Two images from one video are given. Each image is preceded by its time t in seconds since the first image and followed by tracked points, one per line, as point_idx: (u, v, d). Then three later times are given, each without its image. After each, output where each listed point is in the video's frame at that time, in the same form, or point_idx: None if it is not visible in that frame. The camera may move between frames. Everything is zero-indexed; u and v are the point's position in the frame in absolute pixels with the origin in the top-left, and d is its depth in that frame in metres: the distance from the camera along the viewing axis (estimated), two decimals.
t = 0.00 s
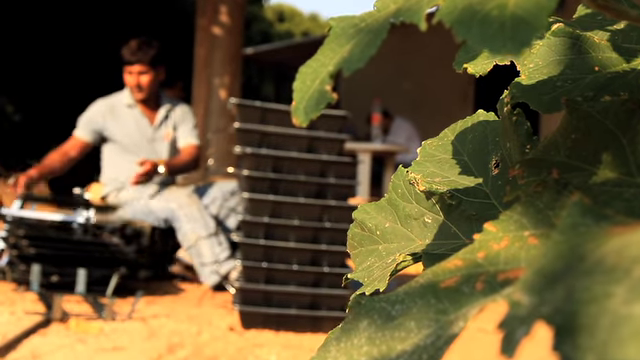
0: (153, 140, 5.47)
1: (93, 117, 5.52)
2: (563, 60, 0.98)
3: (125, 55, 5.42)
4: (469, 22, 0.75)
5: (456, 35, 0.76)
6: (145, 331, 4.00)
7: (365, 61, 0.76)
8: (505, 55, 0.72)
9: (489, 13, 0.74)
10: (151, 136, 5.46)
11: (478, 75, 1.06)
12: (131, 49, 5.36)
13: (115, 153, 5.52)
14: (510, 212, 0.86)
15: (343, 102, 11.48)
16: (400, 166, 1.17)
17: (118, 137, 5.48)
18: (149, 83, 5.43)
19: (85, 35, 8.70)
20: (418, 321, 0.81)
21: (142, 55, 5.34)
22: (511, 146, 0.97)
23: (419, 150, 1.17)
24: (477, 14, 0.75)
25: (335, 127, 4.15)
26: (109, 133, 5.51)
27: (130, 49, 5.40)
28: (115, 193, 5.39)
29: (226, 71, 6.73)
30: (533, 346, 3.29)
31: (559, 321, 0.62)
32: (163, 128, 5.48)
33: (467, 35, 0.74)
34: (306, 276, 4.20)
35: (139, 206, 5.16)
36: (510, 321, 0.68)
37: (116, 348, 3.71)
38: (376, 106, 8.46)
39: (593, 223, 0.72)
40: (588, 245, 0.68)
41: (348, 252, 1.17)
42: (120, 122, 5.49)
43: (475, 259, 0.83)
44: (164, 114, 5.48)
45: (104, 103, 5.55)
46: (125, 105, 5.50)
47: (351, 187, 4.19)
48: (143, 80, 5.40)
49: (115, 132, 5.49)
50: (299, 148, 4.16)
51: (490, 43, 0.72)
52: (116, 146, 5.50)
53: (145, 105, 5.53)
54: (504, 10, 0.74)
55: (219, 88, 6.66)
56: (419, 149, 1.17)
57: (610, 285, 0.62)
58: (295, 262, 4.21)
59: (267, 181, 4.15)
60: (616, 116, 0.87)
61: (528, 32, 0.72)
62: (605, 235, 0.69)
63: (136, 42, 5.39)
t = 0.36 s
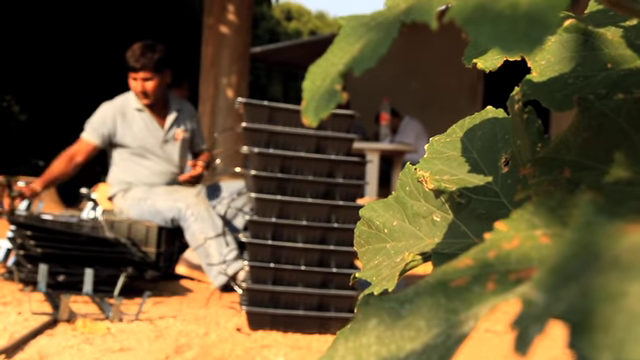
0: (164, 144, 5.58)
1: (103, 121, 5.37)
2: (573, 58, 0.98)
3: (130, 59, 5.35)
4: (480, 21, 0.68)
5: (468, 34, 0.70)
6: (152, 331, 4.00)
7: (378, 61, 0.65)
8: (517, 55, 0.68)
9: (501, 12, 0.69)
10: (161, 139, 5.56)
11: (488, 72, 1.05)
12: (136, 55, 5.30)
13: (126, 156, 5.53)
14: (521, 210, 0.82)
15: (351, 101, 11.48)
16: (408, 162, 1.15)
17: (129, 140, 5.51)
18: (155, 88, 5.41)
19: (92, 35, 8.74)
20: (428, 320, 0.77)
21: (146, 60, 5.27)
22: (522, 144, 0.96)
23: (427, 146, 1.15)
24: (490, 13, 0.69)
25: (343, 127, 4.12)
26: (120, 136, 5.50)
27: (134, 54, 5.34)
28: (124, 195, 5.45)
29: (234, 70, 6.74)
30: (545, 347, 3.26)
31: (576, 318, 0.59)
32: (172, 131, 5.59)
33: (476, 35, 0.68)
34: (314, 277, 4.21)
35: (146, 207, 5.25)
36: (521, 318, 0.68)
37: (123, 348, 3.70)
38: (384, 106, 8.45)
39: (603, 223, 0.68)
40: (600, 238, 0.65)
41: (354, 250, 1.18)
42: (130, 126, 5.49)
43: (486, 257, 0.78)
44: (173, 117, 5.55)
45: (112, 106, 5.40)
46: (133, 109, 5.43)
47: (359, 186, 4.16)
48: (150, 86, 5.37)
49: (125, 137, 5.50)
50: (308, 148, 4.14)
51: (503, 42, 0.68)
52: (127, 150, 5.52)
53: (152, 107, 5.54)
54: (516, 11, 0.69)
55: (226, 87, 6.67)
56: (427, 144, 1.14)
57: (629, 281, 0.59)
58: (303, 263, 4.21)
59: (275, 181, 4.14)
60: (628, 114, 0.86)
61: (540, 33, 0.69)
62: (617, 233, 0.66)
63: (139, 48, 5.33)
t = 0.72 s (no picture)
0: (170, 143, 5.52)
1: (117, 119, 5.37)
2: (583, 56, 0.96)
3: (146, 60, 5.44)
4: (490, 20, 0.69)
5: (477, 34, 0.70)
6: (159, 332, 4.01)
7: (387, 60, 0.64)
8: (526, 54, 0.66)
9: (510, 12, 0.68)
10: (168, 139, 5.49)
11: (495, 69, 1.05)
12: (155, 54, 5.39)
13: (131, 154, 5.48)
14: (529, 213, 0.78)
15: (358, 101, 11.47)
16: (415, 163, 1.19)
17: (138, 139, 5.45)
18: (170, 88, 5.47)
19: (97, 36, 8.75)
20: (438, 324, 0.75)
21: (167, 59, 5.39)
22: (531, 143, 0.95)
23: (435, 144, 1.15)
24: (498, 14, 0.69)
25: (351, 127, 4.13)
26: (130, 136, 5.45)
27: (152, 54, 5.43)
28: (131, 195, 5.46)
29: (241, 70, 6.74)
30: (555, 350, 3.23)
31: (586, 323, 0.62)
32: (178, 132, 5.53)
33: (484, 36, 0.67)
34: (321, 277, 4.20)
35: (153, 207, 5.30)
36: (529, 323, 0.65)
37: (130, 349, 3.70)
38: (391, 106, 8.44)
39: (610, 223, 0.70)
40: (606, 242, 0.67)
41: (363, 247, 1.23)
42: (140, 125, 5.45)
43: (495, 259, 0.75)
44: (180, 116, 5.52)
45: (122, 103, 5.43)
46: (143, 106, 5.45)
47: (367, 186, 4.16)
48: (166, 86, 5.44)
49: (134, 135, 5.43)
50: (315, 148, 4.13)
51: (510, 40, 0.67)
52: (133, 148, 5.47)
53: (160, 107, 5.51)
54: (525, 10, 0.68)
55: (233, 86, 6.66)
56: (434, 144, 1.14)
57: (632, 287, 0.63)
58: (310, 263, 4.20)
59: (282, 181, 4.14)
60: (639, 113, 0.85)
61: (550, 29, 0.66)
62: (622, 233, 0.68)
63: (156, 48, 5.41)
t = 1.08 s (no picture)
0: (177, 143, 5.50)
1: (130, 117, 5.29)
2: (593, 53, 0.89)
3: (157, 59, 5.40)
4: (497, 19, 0.66)
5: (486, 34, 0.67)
6: (164, 332, 4.01)
7: (394, 62, 0.61)
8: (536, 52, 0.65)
9: (520, 12, 0.65)
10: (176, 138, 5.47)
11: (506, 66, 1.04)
12: (169, 53, 5.35)
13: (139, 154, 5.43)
14: (537, 214, 0.76)
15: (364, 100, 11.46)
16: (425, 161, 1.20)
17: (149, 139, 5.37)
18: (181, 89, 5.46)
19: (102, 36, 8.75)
20: (447, 325, 0.73)
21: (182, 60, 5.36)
22: (541, 142, 0.97)
23: (444, 146, 1.17)
24: (506, 16, 0.66)
25: (358, 127, 4.12)
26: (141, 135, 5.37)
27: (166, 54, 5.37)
28: (136, 195, 5.43)
29: (246, 69, 6.73)
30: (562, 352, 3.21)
31: (594, 322, 0.57)
32: (185, 132, 5.52)
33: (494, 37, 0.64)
34: (327, 277, 4.20)
35: (158, 206, 5.29)
36: (538, 324, 0.65)
37: (136, 350, 3.69)
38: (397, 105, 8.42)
39: (617, 223, 0.68)
40: (613, 247, 0.62)
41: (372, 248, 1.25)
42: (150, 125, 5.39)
43: (505, 260, 0.73)
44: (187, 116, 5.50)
45: (132, 102, 5.37)
46: (152, 106, 5.40)
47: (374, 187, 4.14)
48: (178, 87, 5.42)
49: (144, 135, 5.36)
50: (321, 147, 4.11)
51: (521, 38, 0.65)
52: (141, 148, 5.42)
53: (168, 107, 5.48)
54: (535, 11, 0.65)
55: (239, 85, 6.66)
56: (443, 144, 1.16)
57: (637, 285, 0.57)
58: (316, 264, 4.19)
59: (288, 181, 4.13)
60: None
61: (557, 31, 0.65)
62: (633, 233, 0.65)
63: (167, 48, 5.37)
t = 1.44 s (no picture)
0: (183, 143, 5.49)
1: (137, 117, 5.28)
2: (600, 58, 0.89)
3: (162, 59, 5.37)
4: (505, 20, 0.64)
5: (493, 35, 0.64)
6: (170, 333, 4.01)
7: (401, 61, 0.61)
8: (543, 54, 0.64)
9: (529, 12, 0.64)
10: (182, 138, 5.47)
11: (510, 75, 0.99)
12: (171, 56, 5.32)
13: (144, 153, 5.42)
14: (545, 213, 0.71)
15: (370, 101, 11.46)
16: (434, 168, 1.14)
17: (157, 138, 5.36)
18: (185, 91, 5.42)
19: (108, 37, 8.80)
20: (455, 325, 0.70)
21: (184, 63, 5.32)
22: (548, 146, 0.90)
23: (455, 152, 1.12)
24: (514, 15, 0.64)
25: (363, 127, 4.12)
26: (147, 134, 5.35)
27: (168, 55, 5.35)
28: (142, 195, 5.43)
29: (252, 68, 6.73)
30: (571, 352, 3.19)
31: (605, 323, 0.57)
32: (191, 131, 5.52)
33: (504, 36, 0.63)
34: (333, 277, 4.20)
35: (162, 206, 5.28)
36: (548, 326, 0.62)
37: (141, 350, 3.70)
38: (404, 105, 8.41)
39: (628, 223, 0.62)
40: (626, 241, 0.60)
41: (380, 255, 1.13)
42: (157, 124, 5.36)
43: (512, 261, 0.68)
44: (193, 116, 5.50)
45: (139, 102, 5.34)
46: (158, 106, 5.37)
47: (379, 187, 4.16)
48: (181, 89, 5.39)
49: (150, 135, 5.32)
50: (327, 147, 4.11)
51: (533, 41, 0.63)
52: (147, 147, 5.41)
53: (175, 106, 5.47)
54: (543, 11, 0.64)
55: (244, 85, 6.67)
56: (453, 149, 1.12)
57: None
58: (322, 264, 4.19)
59: (293, 181, 4.12)
60: None
61: (566, 33, 0.64)
62: None
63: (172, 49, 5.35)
